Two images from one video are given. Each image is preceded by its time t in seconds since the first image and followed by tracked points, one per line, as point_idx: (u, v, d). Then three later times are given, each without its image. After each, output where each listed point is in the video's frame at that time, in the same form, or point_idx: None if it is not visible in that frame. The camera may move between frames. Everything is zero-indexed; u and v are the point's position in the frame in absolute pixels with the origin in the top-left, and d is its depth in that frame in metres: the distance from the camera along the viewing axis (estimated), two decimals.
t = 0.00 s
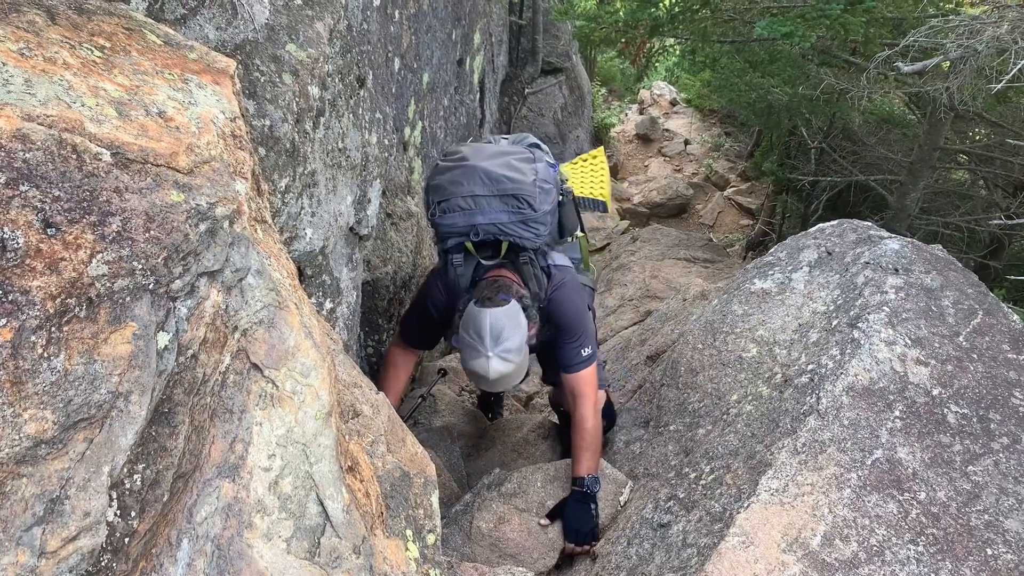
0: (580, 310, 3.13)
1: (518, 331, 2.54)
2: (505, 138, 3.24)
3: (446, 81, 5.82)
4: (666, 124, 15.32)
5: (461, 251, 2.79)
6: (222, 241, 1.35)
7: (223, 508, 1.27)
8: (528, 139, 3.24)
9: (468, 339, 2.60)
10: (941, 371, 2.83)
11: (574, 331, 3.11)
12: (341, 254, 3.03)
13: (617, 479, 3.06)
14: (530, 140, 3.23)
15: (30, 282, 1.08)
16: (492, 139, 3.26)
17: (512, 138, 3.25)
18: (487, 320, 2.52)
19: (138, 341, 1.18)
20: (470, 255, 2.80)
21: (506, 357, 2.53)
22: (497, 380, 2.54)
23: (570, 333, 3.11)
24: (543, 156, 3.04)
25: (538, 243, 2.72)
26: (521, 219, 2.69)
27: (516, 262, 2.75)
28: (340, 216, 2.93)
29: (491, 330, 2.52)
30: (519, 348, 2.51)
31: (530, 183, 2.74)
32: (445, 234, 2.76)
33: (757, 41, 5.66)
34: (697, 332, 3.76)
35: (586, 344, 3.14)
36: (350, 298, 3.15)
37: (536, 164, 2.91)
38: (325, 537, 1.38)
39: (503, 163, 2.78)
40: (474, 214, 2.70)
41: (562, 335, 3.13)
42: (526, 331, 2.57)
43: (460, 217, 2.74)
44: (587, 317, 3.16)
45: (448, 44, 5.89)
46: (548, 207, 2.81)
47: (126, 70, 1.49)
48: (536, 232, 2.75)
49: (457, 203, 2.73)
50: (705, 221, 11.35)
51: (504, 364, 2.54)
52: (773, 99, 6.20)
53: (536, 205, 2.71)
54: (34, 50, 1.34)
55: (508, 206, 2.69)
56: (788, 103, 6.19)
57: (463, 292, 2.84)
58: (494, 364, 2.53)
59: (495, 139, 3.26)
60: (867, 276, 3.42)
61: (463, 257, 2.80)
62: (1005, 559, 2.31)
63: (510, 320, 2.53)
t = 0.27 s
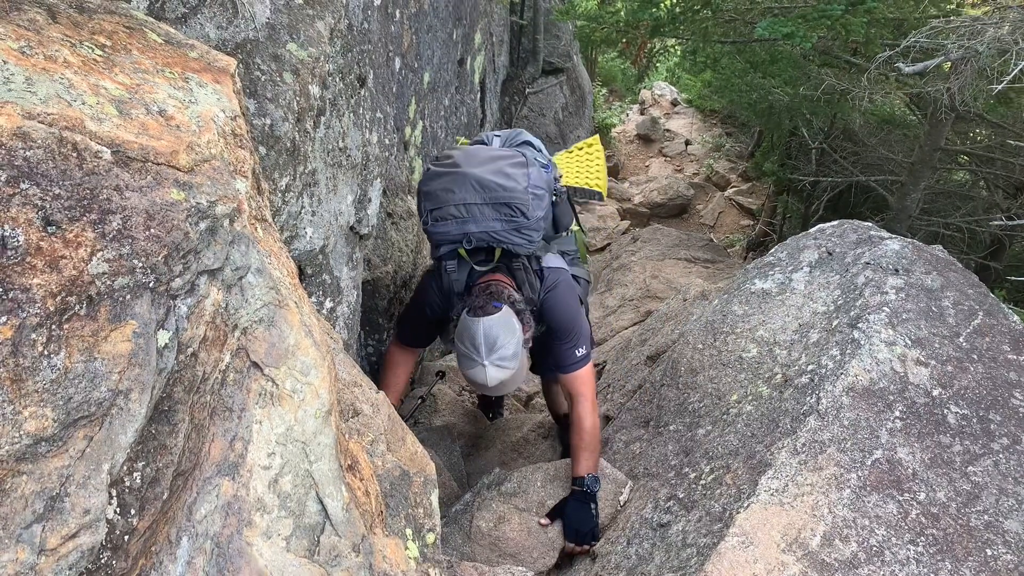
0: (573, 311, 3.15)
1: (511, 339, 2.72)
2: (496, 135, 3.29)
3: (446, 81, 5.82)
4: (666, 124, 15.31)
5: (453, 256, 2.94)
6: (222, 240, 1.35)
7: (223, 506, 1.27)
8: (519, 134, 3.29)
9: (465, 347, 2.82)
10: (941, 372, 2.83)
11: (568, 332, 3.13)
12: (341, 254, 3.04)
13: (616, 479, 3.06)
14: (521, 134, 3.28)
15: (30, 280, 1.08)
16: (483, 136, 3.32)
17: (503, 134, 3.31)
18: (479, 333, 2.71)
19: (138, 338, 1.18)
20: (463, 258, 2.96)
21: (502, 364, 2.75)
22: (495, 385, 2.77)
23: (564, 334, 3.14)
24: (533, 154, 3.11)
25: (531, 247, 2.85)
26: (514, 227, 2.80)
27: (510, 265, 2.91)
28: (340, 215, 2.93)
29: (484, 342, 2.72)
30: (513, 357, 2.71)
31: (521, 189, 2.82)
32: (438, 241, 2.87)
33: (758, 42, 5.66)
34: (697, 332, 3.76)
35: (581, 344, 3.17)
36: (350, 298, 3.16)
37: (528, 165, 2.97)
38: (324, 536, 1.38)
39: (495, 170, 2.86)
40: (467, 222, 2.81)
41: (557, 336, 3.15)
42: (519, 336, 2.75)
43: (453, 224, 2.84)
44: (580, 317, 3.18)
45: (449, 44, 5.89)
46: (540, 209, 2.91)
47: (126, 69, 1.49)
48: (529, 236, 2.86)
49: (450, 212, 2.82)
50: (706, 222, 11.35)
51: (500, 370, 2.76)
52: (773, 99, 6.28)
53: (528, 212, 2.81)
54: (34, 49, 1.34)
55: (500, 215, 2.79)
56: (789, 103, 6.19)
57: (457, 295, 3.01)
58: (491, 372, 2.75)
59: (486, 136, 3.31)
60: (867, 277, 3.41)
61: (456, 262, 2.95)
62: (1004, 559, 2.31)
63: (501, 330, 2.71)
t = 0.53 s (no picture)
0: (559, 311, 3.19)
1: (496, 346, 2.77)
2: (482, 133, 3.32)
3: (447, 80, 5.83)
4: (667, 125, 15.32)
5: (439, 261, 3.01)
6: (222, 238, 1.36)
7: (223, 503, 1.27)
8: (505, 133, 3.31)
9: (451, 355, 2.86)
10: (940, 372, 2.83)
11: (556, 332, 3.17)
12: (342, 253, 3.04)
13: (615, 479, 3.06)
14: (507, 134, 3.30)
15: (31, 277, 1.09)
16: (469, 135, 3.35)
17: (489, 132, 3.34)
18: (464, 341, 2.76)
19: (139, 335, 1.19)
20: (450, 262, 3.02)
21: (488, 371, 2.78)
22: (481, 392, 2.80)
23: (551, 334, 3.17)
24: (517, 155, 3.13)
25: (516, 253, 2.88)
26: (498, 233, 2.84)
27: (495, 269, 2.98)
28: (341, 214, 2.94)
29: (469, 349, 2.76)
30: (498, 363, 2.74)
31: (505, 195, 2.85)
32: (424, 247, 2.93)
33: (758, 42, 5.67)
34: (697, 332, 3.76)
35: (569, 342, 3.20)
36: (350, 297, 3.16)
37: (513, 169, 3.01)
38: (324, 533, 1.38)
39: (478, 176, 2.90)
40: (451, 229, 2.85)
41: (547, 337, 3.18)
42: (504, 343, 2.79)
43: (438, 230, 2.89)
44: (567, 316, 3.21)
45: (450, 44, 5.90)
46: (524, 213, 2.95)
47: (128, 67, 1.49)
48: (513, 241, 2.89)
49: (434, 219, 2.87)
50: (706, 223, 11.35)
51: (487, 377, 2.79)
52: (774, 100, 6.26)
53: (512, 218, 2.84)
54: (36, 47, 1.34)
55: (484, 221, 2.83)
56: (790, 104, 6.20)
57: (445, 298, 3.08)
58: (477, 379, 2.78)
59: (472, 134, 3.34)
60: (867, 277, 3.42)
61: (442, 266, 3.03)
62: (1002, 560, 2.32)
63: (486, 337, 2.76)
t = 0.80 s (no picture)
0: (550, 307, 3.15)
1: (487, 344, 2.77)
2: (462, 127, 3.32)
3: (447, 81, 5.84)
4: (666, 126, 15.33)
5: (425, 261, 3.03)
6: (225, 235, 1.36)
7: (225, 500, 1.28)
8: (484, 125, 3.30)
9: (442, 354, 2.85)
10: (939, 372, 2.84)
11: (547, 329, 3.14)
12: (342, 252, 3.05)
13: (614, 478, 3.08)
14: (487, 125, 3.30)
15: (35, 274, 1.10)
16: (451, 130, 3.36)
17: (469, 125, 3.33)
18: (455, 341, 2.75)
19: (143, 332, 1.20)
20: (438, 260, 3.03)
21: (481, 370, 2.79)
22: (474, 390, 2.81)
23: (542, 331, 3.15)
24: (497, 147, 3.13)
25: (499, 246, 2.90)
26: (479, 228, 2.85)
27: (482, 263, 2.99)
28: (341, 214, 2.94)
29: (460, 349, 2.76)
30: (490, 362, 2.75)
31: (484, 190, 2.86)
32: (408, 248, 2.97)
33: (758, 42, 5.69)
34: (696, 332, 3.77)
35: (559, 339, 3.19)
36: (350, 296, 3.17)
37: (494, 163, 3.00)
38: (326, 529, 1.39)
39: (456, 172, 2.91)
40: (432, 229, 2.88)
41: (537, 334, 3.16)
42: (494, 341, 2.79)
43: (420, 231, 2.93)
44: (557, 312, 3.18)
45: (450, 44, 5.90)
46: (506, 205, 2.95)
47: (131, 65, 1.50)
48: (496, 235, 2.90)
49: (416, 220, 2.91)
50: (706, 223, 11.36)
51: (479, 376, 2.80)
52: (774, 100, 6.25)
53: (492, 213, 2.85)
54: (40, 45, 1.35)
55: (464, 219, 2.85)
56: (789, 104, 6.21)
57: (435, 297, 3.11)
58: (469, 378, 2.79)
59: (453, 129, 3.35)
60: (867, 277, 3.43)
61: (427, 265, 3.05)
62: (1001, 559, 2.33)
63: (477, 337, 2.76)
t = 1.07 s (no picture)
0: (550, 310, 3.21)
1: (490, 347, 2.77)
2: (456, 133, 3.33)
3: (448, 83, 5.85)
4: (666, 127, 15.35)
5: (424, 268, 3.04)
6: (228, 237, 1.37)
7: (228, 501, 1.29)
8: (479, 130, 3.32)
9: (444, 358, 2.85)
10: (938, 374, 2.85)
11: (547, 331, 3.19)
12: (343, 254, 3.05)
13: (614, 480, 3.09)
14: (481, 130, 3.32)
15: (40, 276, 1.10)
16: (445, 136, 3.37)
17: (463, 131, 3.35)
18: (458, 343, 2.76)
19: (146, 334, 1.20)
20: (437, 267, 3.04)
21: (482, 374, 2.78)
22: (475, 395, 2.80)
23: (543, 333, 3.19)
24: (491, 153, 3.16)
25: (500, 255, 2.93)
26: (480, 238, 2.88)
27: (482, 271, 3.01)
28: (342, 216, 2.95)
29: (463, 351, 2.76)
30: (493, 365, 2.75)
31: (483, 200, 2.88)
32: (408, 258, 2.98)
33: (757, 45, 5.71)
34: (696, 334, 3.78)
35: (560, 341, 3.20)
36: (351, 298, 3.17)
37: (491, 170, 3.01)
38: (327, 531, 1.39)
39: (455, 182, 2.91)
40: (433, 239, 2.89)
41: (538, 336, 3.21)
42: (497, 345, 2.79)
43: (420, 241, 2.94)
44: (557, 315, 3.23)
45: (450, 46, 5.91)
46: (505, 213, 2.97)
47: (134, 68, 1.50)
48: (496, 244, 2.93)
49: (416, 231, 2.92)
50: (705, 225, 11.37)
51: (481, 380, 2.79)
52: (773, 102, 6.26)
53: (492, 222, 2.87)
54: (44, 49, 1.36)
55: (465, 229, 2.86)
56: (789, 106, 6.23)
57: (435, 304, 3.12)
58: (470, 381, 2.78)
59: (447, 135, 3.36)
60: (866, 279, 3.44)
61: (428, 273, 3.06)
62: (1000, 561, 2.33)
63: (479, 339, 2.76)
